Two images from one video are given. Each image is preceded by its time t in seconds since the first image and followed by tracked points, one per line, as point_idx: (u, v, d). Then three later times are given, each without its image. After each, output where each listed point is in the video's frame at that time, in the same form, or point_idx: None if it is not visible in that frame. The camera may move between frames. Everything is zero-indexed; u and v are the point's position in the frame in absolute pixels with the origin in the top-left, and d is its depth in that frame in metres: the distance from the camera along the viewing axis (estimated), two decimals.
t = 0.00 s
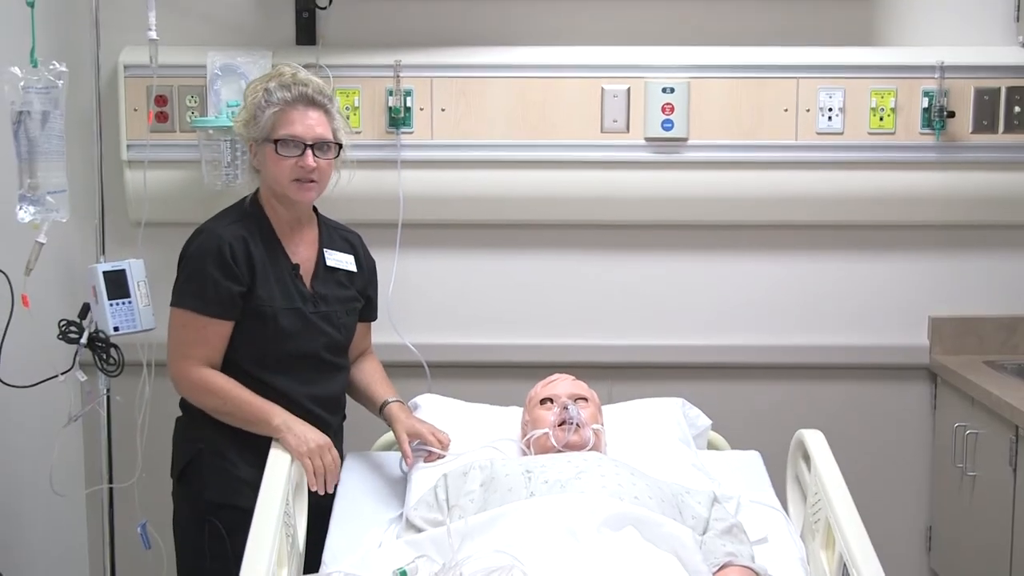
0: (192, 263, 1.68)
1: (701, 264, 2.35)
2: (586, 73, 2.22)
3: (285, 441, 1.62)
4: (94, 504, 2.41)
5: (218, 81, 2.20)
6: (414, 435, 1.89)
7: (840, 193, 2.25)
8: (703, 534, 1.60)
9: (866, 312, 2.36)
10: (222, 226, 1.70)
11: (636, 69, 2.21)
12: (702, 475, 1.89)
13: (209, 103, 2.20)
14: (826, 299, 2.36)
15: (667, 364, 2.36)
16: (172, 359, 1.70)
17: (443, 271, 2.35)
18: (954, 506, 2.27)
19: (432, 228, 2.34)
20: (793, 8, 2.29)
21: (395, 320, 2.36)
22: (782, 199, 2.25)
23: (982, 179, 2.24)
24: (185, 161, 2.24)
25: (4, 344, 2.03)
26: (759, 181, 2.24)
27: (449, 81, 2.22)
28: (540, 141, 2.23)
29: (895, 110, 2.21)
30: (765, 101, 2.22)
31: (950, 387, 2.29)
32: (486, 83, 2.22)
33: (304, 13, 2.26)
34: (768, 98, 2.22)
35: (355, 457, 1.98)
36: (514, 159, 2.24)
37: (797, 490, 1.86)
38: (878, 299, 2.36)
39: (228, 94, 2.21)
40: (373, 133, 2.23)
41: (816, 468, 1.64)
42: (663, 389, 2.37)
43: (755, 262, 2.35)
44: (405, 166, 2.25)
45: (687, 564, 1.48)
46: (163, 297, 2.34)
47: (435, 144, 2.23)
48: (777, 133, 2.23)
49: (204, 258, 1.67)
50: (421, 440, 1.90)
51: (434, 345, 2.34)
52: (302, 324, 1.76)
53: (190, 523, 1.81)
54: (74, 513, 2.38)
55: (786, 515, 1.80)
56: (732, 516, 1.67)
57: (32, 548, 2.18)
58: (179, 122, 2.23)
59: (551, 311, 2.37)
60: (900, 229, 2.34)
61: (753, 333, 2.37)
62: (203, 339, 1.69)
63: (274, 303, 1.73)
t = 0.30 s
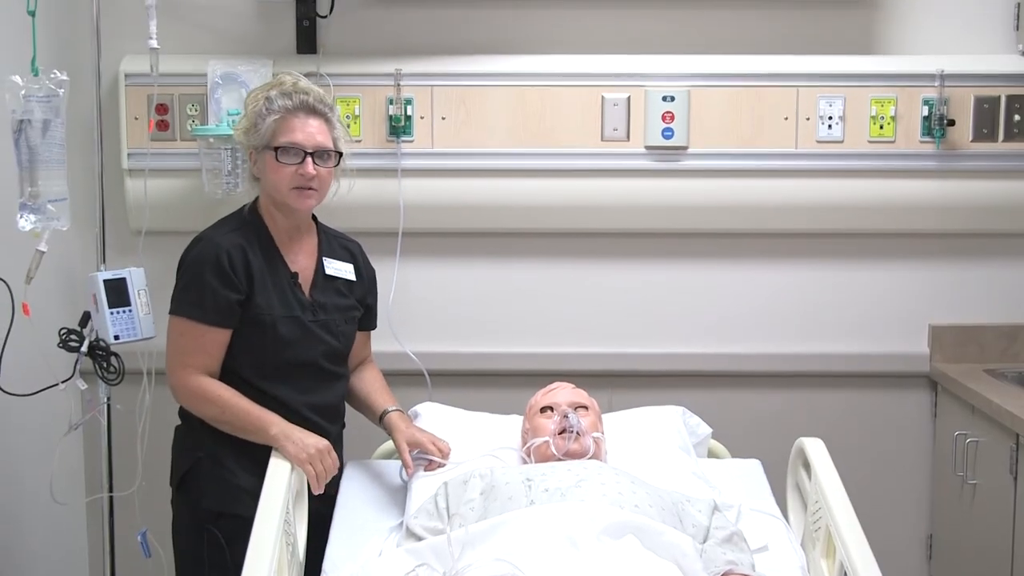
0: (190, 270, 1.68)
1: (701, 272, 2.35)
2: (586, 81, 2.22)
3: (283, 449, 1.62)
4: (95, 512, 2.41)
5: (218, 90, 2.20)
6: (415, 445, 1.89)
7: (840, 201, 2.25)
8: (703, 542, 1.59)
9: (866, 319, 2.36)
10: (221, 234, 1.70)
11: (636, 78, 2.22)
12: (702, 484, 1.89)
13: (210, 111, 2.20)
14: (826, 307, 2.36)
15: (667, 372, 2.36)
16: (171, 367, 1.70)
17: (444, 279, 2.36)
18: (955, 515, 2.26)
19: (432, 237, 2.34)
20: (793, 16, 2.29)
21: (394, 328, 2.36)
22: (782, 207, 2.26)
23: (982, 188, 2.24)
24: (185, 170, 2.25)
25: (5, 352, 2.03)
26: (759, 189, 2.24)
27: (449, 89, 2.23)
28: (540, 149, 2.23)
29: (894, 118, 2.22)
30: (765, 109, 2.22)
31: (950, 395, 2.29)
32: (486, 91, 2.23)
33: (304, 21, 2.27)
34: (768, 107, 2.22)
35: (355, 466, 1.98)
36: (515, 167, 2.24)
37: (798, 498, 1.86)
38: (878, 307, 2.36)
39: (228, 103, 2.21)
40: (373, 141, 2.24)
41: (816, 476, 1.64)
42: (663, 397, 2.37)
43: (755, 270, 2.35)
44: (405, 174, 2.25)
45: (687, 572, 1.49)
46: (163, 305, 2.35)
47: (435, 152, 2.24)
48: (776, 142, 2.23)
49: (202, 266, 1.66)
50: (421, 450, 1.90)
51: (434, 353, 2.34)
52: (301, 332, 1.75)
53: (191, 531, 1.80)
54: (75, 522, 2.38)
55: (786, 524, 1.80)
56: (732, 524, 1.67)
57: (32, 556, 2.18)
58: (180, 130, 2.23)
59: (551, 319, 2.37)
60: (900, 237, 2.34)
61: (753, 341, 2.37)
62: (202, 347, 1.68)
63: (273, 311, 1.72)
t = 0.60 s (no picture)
0: (190, 277, 1.67)
1: (701, 277, 2.35)
2: (587, 87, 2.22)
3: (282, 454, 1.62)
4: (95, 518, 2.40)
5: (219, 95, 2.20)
6: (414, 451, 1.89)
7: (840, 207, 2.25)
8: (704, 548, 1.59)
9: (867, 325, 2.36)
10: (220, 240, 1.70)
11: (636, 84, 2.22)
12: (703, 489, 1.88)
13: (210, 117, 2.20)
14: (826, 312, 2.36)
15: (667, 377, 2.36)
16: (171, 375, 1.69)
17: (444, 284, 2.36)
18: (955, 520, 2.26)
19: (432, 242, 2.34)
20: (793, 22, 2.29)
21: (395, 333, 2.37)
22: (782, 213, 2.26)
23: (982, 193, 2.24)
24: (186, 175, 2.25)
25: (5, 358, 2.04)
26: (758, 195, 2.24)
27: (449, 95, 2.23)
28: (540, 155, 2.23)
29: (894, 124, 2.22)
30: (765, 115, 2.22)
31: (951, 400, 2.29)
32: (486, 97, 2.23)
33: (305, 27, 2.27)
34: (768, 112, 2.22)
35: (355, 472, 1.98)
36: (515, 173, 2.24)
37: (798, 504, 1.86)
38: (878, 312, 2.36)
39: (229, 108, 2.20)
40: (374, 147, 2.24)
41: (817, 481, 1.64)
42: (664, 402, 2.37)
43: (755, 276, 2.35)
44: (405, 180, 2.25)
45: None
46: (164, 311, 2.35)
47: (435, 158, 2.24)
48: (776, 147, 2.23)
49: (201, 272, 1.66)
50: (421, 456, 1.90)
51: (435, 358, 2.34)
52: (301, 338, 1.75)
53: (192, 537, 1.80)
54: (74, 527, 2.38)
55: (787, 529, 1.79)
56: (733, 529, 1.67)
57: (31, 562, 2.18)
58: (180, 136, 2.23)
59: (551, 324, 2.37)
60: (900, 242, 2.34)
61: (753, 346, 2.37)
62: (202, 354, 1.68)
63: (273, 317, 1.72)
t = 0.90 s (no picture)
0: (190, 279, 1.67)
1: (701, 279, 2.36)
2: (587, 90, 2.22)
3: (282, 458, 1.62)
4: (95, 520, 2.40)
5: (220, 97, 2.20)
6: (414, 453, 1.89)
7: (840, 209, 2.25)
8: (705, 550, 1.59)
9: (867, 327, 2.36)
10: (220, 242, 1.70)
11: (636, 86, 2.22)
12: (703, 491, 1.88)
13: (211, 119, 2.20)
14: (826, 314, 2.36)
15: (667, 379, 2.36)
16: (172, 378, 1.69)
17: (444, 286, 2.36)
18: (955, 522, 2.26)
19: (433, 244, 2.35)
20: (794, 24, 2.30)
21: (395, 335, 2.37)
22: (783, 215, 2.26)
23: (982, 196, 2.24)
24: (186, 178, 2.25)
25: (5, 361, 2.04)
26: (758, 198, 2.25)
27: (450, 97, 2.23)
28: (540, 157, 2.24)
29: (895, 126, 2.22)
30: (765, 117, 2.22)
31: (951, 403, 2.29)
32: (486, 99, 2.23)
33: (306, 29, 2.27)
34: (769, 114, 2.22)
35: (356, 474, 1.98)
36: (515, 175, 2.24)
37: (799, 506, 1.86)
38: (879, 315, 2.36)
39: (230, 111, 2.21)
40: (374, 149, 2.24)
41: (817, 482, 1.64)
42: (664, 404, 2.37)
43: (755, 278, 2.35)
44: (406, 183, 2.26)
45: None
46: (165, 313, 2.35)
47: (436, 160, 2.24)
48: (776, 150, 2.23)
49: (202, 275, 1.66)
50: (421, 458, 1.90)
51: (435, 360, 2.34)
52: (301, 340, 1.75)
53: (192, 539, 1.80)
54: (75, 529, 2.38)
55: (787, 531, 1.79)
56: (734, 532, 1.67)
57: (32, 564, 2.18)
58: (181, 138, 2.23)
59: (552, 326, 2.37)
60: (901, 244, 2.34)
61: (754, 348, 2.38)
62: (202, 356, 1.68)
63: (273, 319, 1.72)
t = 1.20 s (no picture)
0: (191, 281, 1.67)
1: (702, 281, 2.36)
2: (588, 91, 2.22)
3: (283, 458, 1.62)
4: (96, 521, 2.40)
5: (221, 99, 2.20)
6: (414, 454, 1.89)
7: (841, 211, 2.25)
8: (705, 552, 1.59)
9: (868, 328, 2.36)
10: (221, 244, 1.70)
11: (637, 88, 2.22)
12: (704, 493, 1.88)
13: (212, 121, 2.20)
14: (827, 316, 2.36)
15: (668, 381, 2.36)
16: (172, 379, 1.69)
17: (445, 288, 2.36)
18: (956, 524, 2.26)
19: (433, 245, 2.35)
20: (794, 25, 2.30)
21: (396, 337, 2.37)
22: (783, 217, 2.26)
23: (983, 197, 2.24)
24: (187, 180, 2.25)
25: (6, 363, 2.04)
26: (759, 199, 2.24)
27: (451, 99, 2.23)
28: (541, 159, 2.24)
29: (896, 128, 2.22)
30: (765, 119, 2.22)
31: (952, 404, 2.29)
32: (487, 101, 2.23)
33: (306, 31, 2.27)
34: (770, 116, 2.22)
35: (357, 475, 1.98)
36: (516, 177, 2.24)
37: (800, 508, 1.86)
38: (879, 316, 2.36)
39: (230, 112, 2.21)
40: (375, 150, 2.24)
41: (817, 483, 1.64)
42: (664, 406, 2.37)
43: (756, 279, 2.35)
44: (407, 184, 2.26)
45: None
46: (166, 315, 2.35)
47: (437, 162, 2.24)
48: (777, 152, 2.23)
49: (202, 277, 1.66)
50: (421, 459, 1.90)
51: (436, 362, 2.34)
52: (301, 342, 1.75)
53: (193, 540, 1.80)
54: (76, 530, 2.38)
55: (788, 533, 1.79)
56: (734, 534, 1.67)
57: (33, 566, 2.18)
58: (181, 140, 2.24)
59: (552, 328, 2.37)
60: (901, 246, 2.34)
61: (755, 349, 2.37)
62: (203, 358, 1.68)
63: (273, 321, 1.72)
